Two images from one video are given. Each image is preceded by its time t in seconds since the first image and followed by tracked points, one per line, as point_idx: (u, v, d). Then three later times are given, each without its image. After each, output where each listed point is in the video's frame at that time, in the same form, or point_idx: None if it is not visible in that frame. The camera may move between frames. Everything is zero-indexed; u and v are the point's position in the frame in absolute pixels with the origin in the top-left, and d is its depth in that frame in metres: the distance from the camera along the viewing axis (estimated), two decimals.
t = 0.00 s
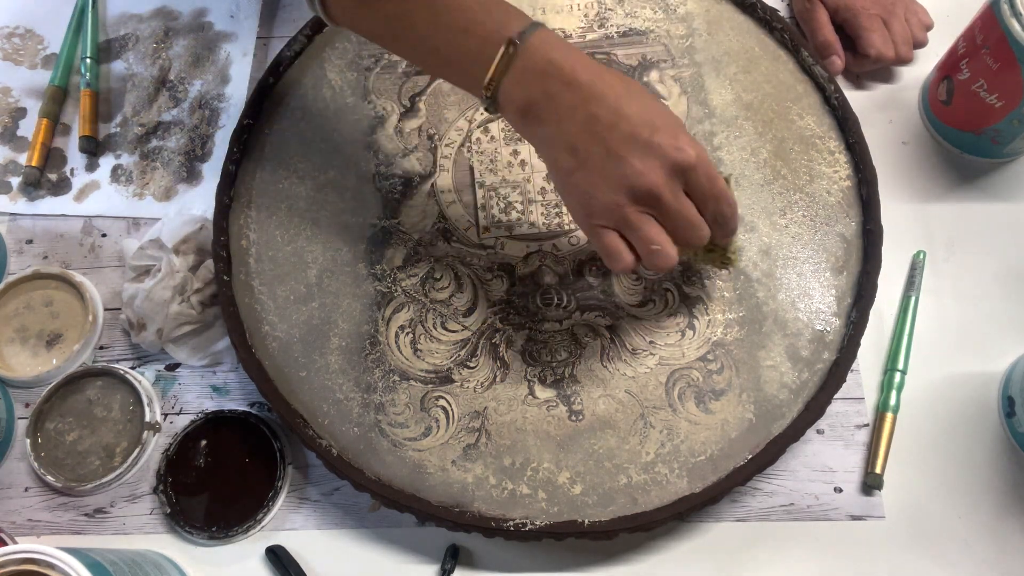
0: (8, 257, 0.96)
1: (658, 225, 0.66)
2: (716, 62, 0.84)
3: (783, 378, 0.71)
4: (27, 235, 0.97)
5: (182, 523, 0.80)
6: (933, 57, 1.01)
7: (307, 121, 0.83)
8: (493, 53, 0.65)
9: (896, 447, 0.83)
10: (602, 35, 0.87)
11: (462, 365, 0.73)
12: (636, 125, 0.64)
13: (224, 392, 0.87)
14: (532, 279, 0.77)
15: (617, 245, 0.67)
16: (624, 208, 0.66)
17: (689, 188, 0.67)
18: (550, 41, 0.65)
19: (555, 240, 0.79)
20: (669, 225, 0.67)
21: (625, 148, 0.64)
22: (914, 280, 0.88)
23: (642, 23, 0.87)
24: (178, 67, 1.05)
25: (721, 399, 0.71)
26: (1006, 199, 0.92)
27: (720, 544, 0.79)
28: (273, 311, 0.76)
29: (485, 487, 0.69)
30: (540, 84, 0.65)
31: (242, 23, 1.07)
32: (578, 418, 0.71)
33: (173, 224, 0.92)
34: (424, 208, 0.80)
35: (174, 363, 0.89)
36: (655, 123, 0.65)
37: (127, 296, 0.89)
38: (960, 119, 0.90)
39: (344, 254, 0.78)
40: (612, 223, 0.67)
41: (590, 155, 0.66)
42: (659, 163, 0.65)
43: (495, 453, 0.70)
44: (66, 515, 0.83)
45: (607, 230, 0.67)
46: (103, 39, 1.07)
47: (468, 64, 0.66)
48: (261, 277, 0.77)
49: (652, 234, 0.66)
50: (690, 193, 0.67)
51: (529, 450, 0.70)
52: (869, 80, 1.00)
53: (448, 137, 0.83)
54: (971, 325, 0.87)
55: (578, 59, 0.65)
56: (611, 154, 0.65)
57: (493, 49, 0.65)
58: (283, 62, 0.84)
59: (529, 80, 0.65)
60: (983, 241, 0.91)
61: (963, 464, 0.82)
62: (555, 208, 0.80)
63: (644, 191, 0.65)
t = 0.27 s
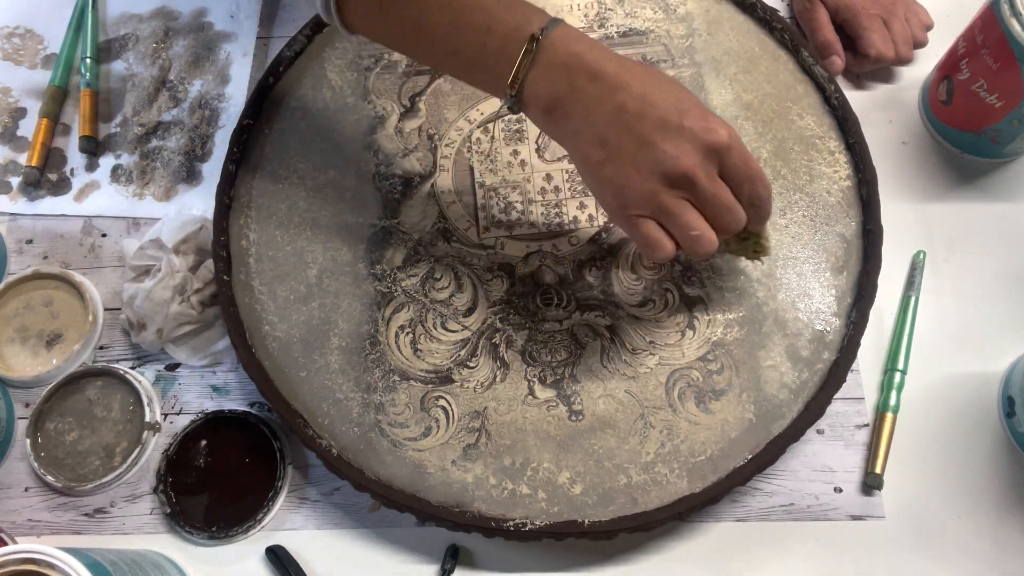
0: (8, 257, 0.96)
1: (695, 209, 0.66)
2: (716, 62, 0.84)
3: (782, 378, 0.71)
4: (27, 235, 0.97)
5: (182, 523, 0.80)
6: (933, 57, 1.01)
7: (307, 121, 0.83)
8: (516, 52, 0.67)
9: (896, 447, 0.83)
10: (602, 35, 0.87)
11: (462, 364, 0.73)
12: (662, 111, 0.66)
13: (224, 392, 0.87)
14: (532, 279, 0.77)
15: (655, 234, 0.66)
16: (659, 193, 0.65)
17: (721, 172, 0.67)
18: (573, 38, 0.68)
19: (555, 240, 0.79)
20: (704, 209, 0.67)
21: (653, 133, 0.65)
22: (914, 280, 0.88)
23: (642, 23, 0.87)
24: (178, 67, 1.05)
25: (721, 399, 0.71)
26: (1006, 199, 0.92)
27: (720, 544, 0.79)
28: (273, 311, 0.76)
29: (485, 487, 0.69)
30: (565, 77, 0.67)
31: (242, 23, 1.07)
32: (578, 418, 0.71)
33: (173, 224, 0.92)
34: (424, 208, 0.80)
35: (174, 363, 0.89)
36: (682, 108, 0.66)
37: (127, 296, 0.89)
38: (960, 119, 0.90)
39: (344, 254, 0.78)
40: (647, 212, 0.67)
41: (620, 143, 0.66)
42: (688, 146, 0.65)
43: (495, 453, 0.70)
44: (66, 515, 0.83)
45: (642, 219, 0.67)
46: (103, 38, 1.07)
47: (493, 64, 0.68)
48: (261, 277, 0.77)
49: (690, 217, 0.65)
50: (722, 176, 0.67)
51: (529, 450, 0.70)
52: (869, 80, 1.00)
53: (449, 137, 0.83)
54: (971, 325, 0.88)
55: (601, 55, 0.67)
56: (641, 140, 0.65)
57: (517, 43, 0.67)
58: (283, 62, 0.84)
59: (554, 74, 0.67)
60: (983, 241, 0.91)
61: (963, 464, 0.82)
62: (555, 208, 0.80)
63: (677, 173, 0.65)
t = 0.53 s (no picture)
0: (8, 257, 0.96)
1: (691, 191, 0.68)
2: (716, 63, 0.84)
3: (782, 378, 0.71)
4: (27, 235, 0.97)
5: (182, 523, 0.80)
6: (933, 57, 1.01)
7: (307, 120, 0.83)
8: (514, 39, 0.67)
9: (896, 447, 0.83)
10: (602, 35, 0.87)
11: (462, 365, 0.73)
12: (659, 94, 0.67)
13: (224, 392, 0.87)
14: (532, 279, 0.77)
15: (654, 215, 0.69)
16: (657, 175, 0.67)
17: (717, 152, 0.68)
18: (567, 20, 0.68)
19: (555, 240, 0.78)
20: (699, 189, 0.69)
21: (652, 117, 0.66)
22: (914, 280, 0.88)
23: (642, 23, 0.87)
24: (178, 67, 1.05)
25: (721, 399, 0.71)
26: (1006, 199, 0.92)
27: (720, 545, 0.79)
28: (273, 311, 0.76)
29: (485, 487, 0.69)
30: (563, 61, 0.67)
31: (242, 23, 1.06)
32: (578, 418, 0.71)
33: (173, 224, 0.92)
34: (424, 208, 0.80)
35: (174, 364, 0.89)
36: (679, 90, 0.67)
37: (127, 296, 0.89)
38: (960, 119, 0.90)
39: (344, 254, 0.78)
40: (645, 193, 0.68)
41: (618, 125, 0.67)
42: (687, 127, 0.66)
43: (495, 453, 0.70)
44: (66, 515, 0.83)
45: (641, 200, 0.69)
46: (103, 39, 1.07)
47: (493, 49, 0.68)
48: (261, 277, 0.77)
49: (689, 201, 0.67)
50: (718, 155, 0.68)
51: (529, 450, 0.70)
52: (869, 80, 1.00)
53: (449, 137, 0.83)
54: (971, 325, 0.87)
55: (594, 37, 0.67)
56: (638, 122, 0.67)
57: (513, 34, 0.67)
58: (283, 62, 0.84)
59: (551, 58, 0.67)
60: (983, 241, 0.91)
61: (963, 464, 0.82)
62: (555, 208, 0.80)
63: (675, 156, 0.66)
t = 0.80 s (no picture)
0: (7, 258, 0.96)
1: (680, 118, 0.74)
2: (716, 62, 0.84)
3: (783, 378, 0.71)
4: (27, 235, 0.97)
5: (182, 523, 0.80)
6: (933, 57, 1.01)
7: (307, 120, 0.83)
8: None
9: (896, 447, 0.83)
10: (602, 35, 0.87)
11: (462, 365, 0.73)
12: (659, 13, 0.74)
13: (224, 392, 0.87)
14: (532, 279, 0.77)
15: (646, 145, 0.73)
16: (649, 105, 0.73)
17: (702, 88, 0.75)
18: None
19: (555, 240, 0.78)
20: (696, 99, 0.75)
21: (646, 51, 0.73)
22: (914, 280, 0.88)
23: (642, 22, 0.87)
24: (178, 67, 1.05)
25: (721, 399, 0.71)
26: (1006, 199, 0.92)
27: (720, 545, 0.79)
28: (273, 311, 0.76)
29: (485, 487, 0.69)
30: None
31: (241, 23, 1.06)
32: (578, 418, 0.71)
33: (173, 224, 0.92)
34: (424, 208, 0.80)
35: (174, 364, 0.89)
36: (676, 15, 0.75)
37: (127, 296, 0.89)
38: (960, 119, 0.90)
39: (344, 254, 0.78)
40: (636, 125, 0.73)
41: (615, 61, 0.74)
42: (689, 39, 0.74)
43: (495, 453, 0.70)
44: (66, 516, 0.83)
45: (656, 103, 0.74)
46: (103, 39, 1.07)
47: None
48: (261, 277, 0.77)
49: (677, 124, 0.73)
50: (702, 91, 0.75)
51: (529, 450, 0.70)
52: (869, 80, 1.00)
53: (448, 137, 0.83)
54: (971, 325, 0.87)
55: None
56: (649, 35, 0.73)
57: None
58: (283, 62, 0.84)
59: None
60: (983, 241, 0.91)
61: (963, 464, 0.82)
62: (555, 208, 0.80)
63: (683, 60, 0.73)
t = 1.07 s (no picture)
0: (8, 258, 0.96)
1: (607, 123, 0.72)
2: (716, 62, 0.84)
3: (783, 378, 0.71)
4: (27, 235, 0.97)
5: (182, 523, 0.80)
6: (934, 57, 1.01)
7: (307, 120, 0.83)
8: None
9: (896, 447, 0.83)
10: (602, 35, 0.87)
11: (462, 365, 0.73)
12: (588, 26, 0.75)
13: (224, 392, 0.87)
14: (532, 279, 0.77)
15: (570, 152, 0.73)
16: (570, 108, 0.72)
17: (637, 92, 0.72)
18: None
19: (555, 240, 0.78)
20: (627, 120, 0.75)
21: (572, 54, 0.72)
22: (914, 280, 0.88)
23: (642, 23, 0.87)
24: (178, 67, 1.05)
25: (721, 399, 0.71)
26: (1006, 199, 0.92)
27: (719, 545, 0.79)
28: (273, 311, 0.76)
29: (485, 487, 0.69)
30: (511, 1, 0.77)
31: (241, 23, 1.06)
32: (578, 418, 0.71)
33: (173, 224, 0.92)
34: (424, 208, 0.80)
35: (174, 364, 0.89)
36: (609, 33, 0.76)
37: (127, 296, 0.89)
38: (960, 119, 0.90)
39: (344, 254, 0.78)
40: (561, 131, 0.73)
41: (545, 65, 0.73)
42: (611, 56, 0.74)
43: (495, 453, 0.70)
44: (66, 516, 0.83)
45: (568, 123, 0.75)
46: (103, 39, 1.07)
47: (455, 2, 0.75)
48: (261, 277, 0.77)
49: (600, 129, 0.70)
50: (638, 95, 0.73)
51: (529, 450, 0.70)
52: (870, 80, 1.00)
53: (448, 137, 0.83)
54: (971, 325, 0.87)
55: None
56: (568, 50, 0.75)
57: None
58: (283, 62, 0.84)
59: None
60: (983, 241, 0.91)
61: (963, 464, 0.82)
62: (555, 208, 0.80)
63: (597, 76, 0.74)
